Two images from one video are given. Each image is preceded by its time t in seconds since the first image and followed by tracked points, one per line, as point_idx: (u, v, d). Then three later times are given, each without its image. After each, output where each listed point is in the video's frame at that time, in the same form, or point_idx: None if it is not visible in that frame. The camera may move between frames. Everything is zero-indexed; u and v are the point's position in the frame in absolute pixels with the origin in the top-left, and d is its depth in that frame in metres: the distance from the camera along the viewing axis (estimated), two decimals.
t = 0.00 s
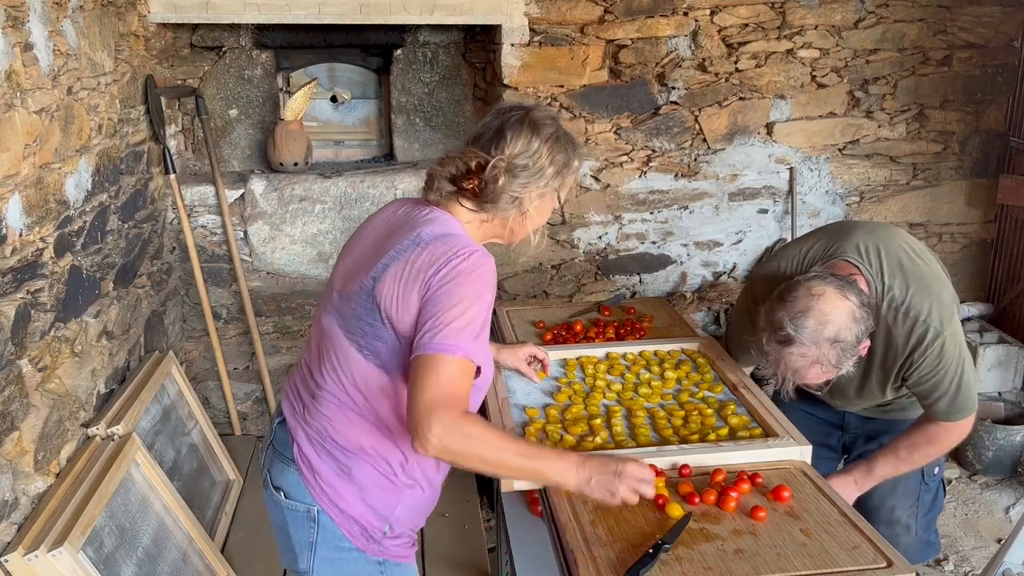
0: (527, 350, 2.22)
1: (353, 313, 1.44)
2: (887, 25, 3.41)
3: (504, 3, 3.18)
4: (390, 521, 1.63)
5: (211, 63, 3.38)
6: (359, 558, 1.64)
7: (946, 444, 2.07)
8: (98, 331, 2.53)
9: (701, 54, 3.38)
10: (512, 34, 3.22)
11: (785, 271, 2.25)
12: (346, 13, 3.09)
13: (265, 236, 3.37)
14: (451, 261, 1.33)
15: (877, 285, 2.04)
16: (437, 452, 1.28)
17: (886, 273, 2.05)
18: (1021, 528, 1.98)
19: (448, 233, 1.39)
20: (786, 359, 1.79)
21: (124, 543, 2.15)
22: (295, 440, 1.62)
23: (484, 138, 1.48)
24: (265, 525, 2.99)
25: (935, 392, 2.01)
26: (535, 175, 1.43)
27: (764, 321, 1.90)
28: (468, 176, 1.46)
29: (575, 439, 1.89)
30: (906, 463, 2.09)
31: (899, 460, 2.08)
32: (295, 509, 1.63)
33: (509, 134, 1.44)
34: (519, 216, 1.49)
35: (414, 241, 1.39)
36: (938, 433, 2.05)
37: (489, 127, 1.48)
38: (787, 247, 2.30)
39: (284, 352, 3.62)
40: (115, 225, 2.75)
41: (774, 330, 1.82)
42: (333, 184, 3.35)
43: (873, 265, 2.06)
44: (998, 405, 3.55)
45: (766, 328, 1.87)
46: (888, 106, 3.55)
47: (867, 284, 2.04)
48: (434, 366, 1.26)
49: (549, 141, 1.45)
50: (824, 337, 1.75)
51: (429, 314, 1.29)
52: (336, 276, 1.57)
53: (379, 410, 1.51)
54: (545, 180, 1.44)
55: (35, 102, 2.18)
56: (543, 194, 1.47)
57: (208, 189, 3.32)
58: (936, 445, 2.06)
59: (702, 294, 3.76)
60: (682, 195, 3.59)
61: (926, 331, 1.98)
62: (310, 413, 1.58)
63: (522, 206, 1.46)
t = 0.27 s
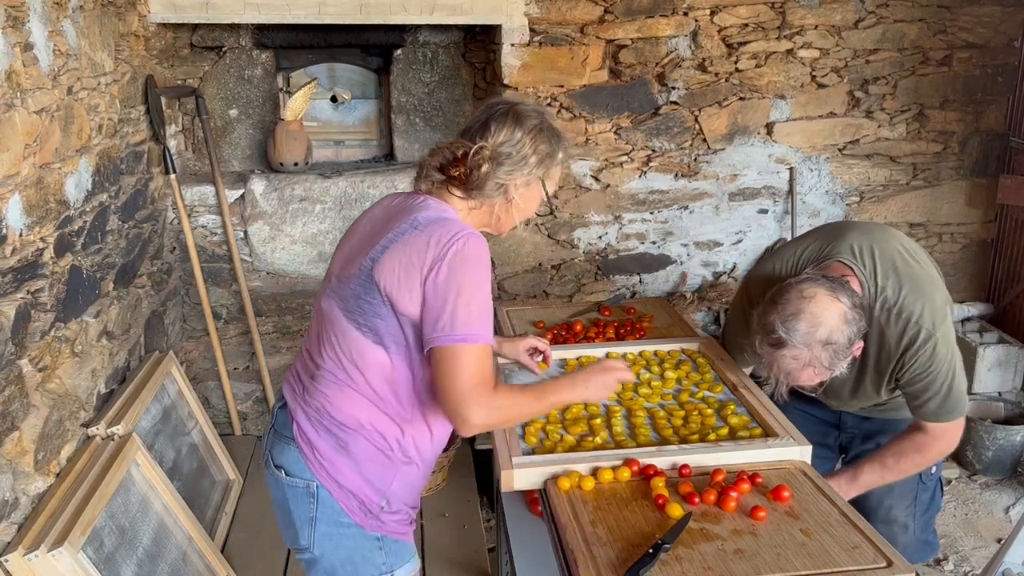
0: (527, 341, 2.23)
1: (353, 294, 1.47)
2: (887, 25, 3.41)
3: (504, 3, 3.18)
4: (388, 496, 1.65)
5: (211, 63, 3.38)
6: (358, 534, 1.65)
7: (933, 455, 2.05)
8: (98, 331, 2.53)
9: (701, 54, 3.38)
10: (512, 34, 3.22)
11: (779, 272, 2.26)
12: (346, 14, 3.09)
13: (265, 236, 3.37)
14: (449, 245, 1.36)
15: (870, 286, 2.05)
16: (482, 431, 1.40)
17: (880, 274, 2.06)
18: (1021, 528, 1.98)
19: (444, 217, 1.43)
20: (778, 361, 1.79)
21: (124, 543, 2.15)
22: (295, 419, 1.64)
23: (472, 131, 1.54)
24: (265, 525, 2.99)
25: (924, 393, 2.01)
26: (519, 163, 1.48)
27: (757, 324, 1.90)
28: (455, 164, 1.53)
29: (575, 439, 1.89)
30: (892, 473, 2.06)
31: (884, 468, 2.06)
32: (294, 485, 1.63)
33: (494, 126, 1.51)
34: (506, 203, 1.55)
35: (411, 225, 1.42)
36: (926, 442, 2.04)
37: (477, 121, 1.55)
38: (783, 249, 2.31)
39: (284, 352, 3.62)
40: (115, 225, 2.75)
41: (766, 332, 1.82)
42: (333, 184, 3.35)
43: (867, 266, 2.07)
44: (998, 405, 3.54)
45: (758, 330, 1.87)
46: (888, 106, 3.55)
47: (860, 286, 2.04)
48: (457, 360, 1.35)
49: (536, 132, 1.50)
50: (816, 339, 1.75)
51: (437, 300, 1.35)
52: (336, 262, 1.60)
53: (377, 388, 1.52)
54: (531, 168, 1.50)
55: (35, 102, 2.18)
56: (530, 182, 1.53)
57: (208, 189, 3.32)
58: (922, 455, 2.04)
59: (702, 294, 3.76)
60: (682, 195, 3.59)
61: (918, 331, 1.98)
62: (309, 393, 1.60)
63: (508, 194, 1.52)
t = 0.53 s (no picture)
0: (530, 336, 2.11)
1: (368, 289, 1.49)
2: (887, 25, 3.41)
3: (504, 3, 3.18)
4: (395, 486, 1.66)
5: (211, 63, 3.37)
6: (365, 525, 1.66)
7: (892, 473, 2.01)
8: (98, 332, 2.53)
9: (701, 54, 3.38)
10: (512, 34, 3.21)
11: (776, 274, 2.26)
12: (346, 14, 3.09)
13: (265, 236, 3.37)
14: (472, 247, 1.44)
15: (867, 288, 2.05)
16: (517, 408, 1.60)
17: (876, 275, 2.05)
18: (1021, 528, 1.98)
19: (459, 216, 1.49)
20: (777, 364, 1.79)
21: (124, 543, 2.15)
22: (299, 413, 1.62)
23: (463, 137, 1.55)
24: (265, 525, 2.99)
25: (897, 394, 2.00)
26: (515, 165, 1.50)
27: (755, 327, 1.90)
28: (451, 168, 1.53)
29: (575, 439, 1.89)
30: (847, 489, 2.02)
31: (839, 483, 2.03)
32: (302, 479, 1.62)
33: (487, 129, 1.52)
34: (502, 205, 1.56)
35: (428, 224, 1.47)
36: (884, 458, 2.01)
37: (469, 126, 1.56)
38: (780, 249, 2.30)
39: (284, 352, 3.62)
40: (115, 225, 2.75)
41: (764, 335, 1.82)
42: (333, 184, 3.35)
43: (864, 267, 2.07)
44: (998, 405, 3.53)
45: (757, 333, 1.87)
46: (888, 106, 3.55)
47: (856, 287, 2.05)
48: (496, 356, 1.50)
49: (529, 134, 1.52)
50: (814, 342, 1.75)
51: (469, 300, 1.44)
52: (339, 257, 1.60)
53: (389, 381, 1.53)
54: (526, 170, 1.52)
55: (35, 102, 2.18)
56: (525, 183, 1.54)
57: (208, 189, 3.32)
58: (877, 473, 2.00)
59: (702, 294, 3.76)
60: (682, 195, 3.59)
61: (911, 334, 1.99)
62: (315, 387, 1.59)
63: (504, 195, 1.53)
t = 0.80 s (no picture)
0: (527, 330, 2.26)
1: (367, 280, 1.50)
2: (887, 25, 3.41)
3: (504, 3, 3.18)
4: (399, 479, 1.66)
5: (211, 63, 3.37)
6: (370, 517, 1.65)
7: (874, 475, 1.99)
8: (98, 332, 2.53)
9: (701, 54, 3.38)
10: (512, 34, 3.21)
11: (771, 276, 2.27)
12: (346, 13, 3.09)
13: (265, 236, 3.37)
14: (466, 233, 1.45)
15: (859, 290, 2.05)
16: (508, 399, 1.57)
17: (869, 278, 2.06)
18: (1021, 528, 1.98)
19: (454, 207, 1.51)
20: (770, 369, 1.80)
21: (124, 543, 2.15)
22: (303, 408, 1.62)
23: (463, 129, 1.56)
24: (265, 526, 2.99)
25: (882, 395, 1.99)
26: (510, 161, 1.50)
27: (748, 331, 1.90)
28: (448, 160, 1.55)
29: (575, 439, 1.89)
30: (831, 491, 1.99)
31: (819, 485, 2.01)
32: (307, 472, 1.61)
33: (485, 127, 1.52)
34: (498, 200, 1.56)
35: (424, 215, 1.49)
36: (867, 460, 1.99)
37: (470, 120, 1.56)
38: (775, 251, 2.31)
39: (284, 352, 3.62)
40: (115, 225, 2.75)
41: (758, 340, 1.82)
42: (333, 184, 3.35)
43: (857, 269, 2.07)
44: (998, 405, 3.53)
45: (750, 338, 1.87)
46: (888, 106, 3.55)
47: (849, 290, 2.05)
48: (485, 344, 1.48)
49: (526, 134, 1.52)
50: (807, 347, 1.75)
51: (465, 287, 1.44)
52: (338, 254, 1.61)
53: (389, 372, 1.53)
54: (524, 167, 1.52)
55: (35, 102, 2.18)
56: (521, 180, 1.55)
57: (208, 189, 3.32)
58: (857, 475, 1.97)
59: (702, 294, 3.76)
60: (682, 195, 3.59)
61: (902, 337, 1.99)
62: (317, 381, 1.59)
63: (500, 191, 1.54)
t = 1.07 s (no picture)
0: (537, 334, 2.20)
1: (365, 279, 1.50)
2: (887, 25, 3.41)
3: (504, 3, 3.18)
4: (400, 477, 1.66)
5: (211, 63, 3.37)
6: (371, 516, 1.65)
7: (867, 474, 1.99)
8: (98, 332, 2.53)
9: (701, 54, 3.38)
10: (512, 34, 3.21)
11: (768, 277, 2.27)
12: (346, 14, 3.09)
13: (265, 236, 3.37)
14: (461, 231, 1.45)
15: (855, 292, 2.05)
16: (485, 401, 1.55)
17: (865, 279, 2.06)
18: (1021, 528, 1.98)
19: (450, 205, 1.51)
20: (765, 371, 1.80)
21: (124, 543, 2.15)
22: (304, 407, 1.63)
23: (463, 125, 1.56)
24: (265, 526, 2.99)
25: (878, 396, 1.99)
26: (506, 158, 1.50)
27: (743, 333, 1.90)
28: (446, 154, 1.55)
29: (575, 439, 1.89)
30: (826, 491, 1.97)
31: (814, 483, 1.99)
32: (308, 471, 1.62)
33: (484, 127, 1.52)
34: (494, 198, 1.56)
35: (420, 212, 1.49)
36: (862, 459, 1.99)
37: (471, 117, 1.57)
38: (771, 251, 2.31)
39: (284, 352, 3.62)
40: (115, 225, 2.75)
41: (753, 342, 1.83)
42: (333, 184, 3.35)
43: (852, 270, 2.07)
44: (998, 405, 3.53)
45: (745, 340, 1.87)
46: (888, 106, 3.55)
47: (844, 291, 2.05)
48: (472, 342, 1.47)
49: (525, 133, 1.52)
50: (801, 349, 1.75)
51: (459, 284, 1.44)
52: (337, 253, 1.62)
53: (388, 369, 1.53)
54: (522, 166, 1.52)
55: (35, 102, 2.18)
56: (519, 179, 1.54)
57: (208, 189, 3.32)
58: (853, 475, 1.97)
59: (702, 294, 3.76)
60: (682, 195, 3.59)
61: (897, 339, 1.99)
62: (318, 380, 1.60)
63: (496, 188, 1.54)
